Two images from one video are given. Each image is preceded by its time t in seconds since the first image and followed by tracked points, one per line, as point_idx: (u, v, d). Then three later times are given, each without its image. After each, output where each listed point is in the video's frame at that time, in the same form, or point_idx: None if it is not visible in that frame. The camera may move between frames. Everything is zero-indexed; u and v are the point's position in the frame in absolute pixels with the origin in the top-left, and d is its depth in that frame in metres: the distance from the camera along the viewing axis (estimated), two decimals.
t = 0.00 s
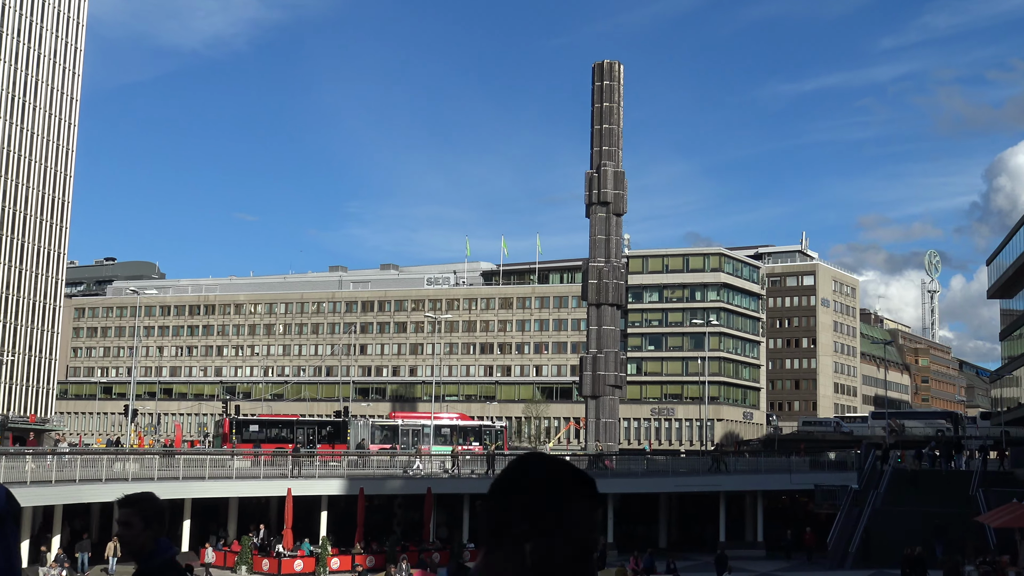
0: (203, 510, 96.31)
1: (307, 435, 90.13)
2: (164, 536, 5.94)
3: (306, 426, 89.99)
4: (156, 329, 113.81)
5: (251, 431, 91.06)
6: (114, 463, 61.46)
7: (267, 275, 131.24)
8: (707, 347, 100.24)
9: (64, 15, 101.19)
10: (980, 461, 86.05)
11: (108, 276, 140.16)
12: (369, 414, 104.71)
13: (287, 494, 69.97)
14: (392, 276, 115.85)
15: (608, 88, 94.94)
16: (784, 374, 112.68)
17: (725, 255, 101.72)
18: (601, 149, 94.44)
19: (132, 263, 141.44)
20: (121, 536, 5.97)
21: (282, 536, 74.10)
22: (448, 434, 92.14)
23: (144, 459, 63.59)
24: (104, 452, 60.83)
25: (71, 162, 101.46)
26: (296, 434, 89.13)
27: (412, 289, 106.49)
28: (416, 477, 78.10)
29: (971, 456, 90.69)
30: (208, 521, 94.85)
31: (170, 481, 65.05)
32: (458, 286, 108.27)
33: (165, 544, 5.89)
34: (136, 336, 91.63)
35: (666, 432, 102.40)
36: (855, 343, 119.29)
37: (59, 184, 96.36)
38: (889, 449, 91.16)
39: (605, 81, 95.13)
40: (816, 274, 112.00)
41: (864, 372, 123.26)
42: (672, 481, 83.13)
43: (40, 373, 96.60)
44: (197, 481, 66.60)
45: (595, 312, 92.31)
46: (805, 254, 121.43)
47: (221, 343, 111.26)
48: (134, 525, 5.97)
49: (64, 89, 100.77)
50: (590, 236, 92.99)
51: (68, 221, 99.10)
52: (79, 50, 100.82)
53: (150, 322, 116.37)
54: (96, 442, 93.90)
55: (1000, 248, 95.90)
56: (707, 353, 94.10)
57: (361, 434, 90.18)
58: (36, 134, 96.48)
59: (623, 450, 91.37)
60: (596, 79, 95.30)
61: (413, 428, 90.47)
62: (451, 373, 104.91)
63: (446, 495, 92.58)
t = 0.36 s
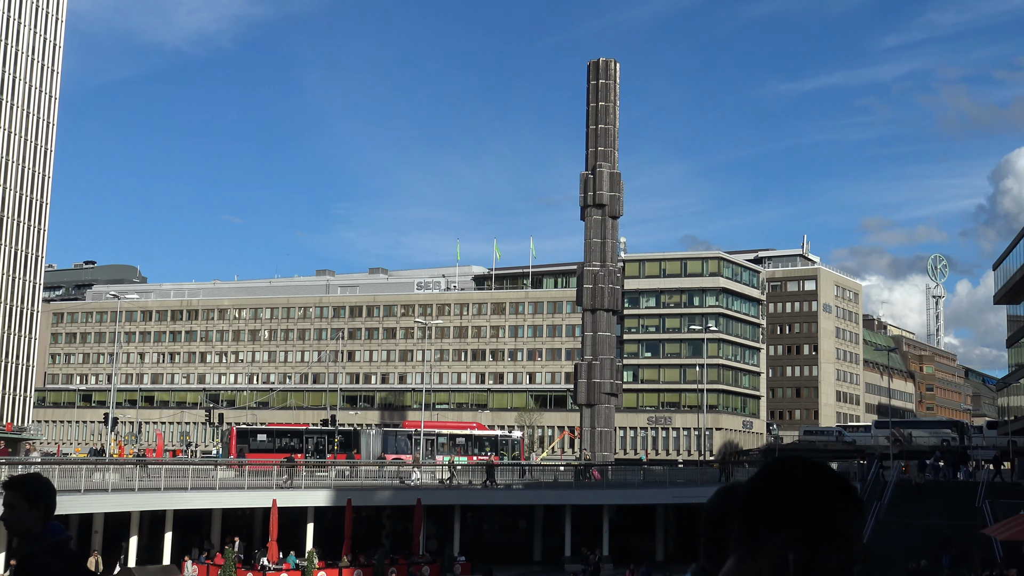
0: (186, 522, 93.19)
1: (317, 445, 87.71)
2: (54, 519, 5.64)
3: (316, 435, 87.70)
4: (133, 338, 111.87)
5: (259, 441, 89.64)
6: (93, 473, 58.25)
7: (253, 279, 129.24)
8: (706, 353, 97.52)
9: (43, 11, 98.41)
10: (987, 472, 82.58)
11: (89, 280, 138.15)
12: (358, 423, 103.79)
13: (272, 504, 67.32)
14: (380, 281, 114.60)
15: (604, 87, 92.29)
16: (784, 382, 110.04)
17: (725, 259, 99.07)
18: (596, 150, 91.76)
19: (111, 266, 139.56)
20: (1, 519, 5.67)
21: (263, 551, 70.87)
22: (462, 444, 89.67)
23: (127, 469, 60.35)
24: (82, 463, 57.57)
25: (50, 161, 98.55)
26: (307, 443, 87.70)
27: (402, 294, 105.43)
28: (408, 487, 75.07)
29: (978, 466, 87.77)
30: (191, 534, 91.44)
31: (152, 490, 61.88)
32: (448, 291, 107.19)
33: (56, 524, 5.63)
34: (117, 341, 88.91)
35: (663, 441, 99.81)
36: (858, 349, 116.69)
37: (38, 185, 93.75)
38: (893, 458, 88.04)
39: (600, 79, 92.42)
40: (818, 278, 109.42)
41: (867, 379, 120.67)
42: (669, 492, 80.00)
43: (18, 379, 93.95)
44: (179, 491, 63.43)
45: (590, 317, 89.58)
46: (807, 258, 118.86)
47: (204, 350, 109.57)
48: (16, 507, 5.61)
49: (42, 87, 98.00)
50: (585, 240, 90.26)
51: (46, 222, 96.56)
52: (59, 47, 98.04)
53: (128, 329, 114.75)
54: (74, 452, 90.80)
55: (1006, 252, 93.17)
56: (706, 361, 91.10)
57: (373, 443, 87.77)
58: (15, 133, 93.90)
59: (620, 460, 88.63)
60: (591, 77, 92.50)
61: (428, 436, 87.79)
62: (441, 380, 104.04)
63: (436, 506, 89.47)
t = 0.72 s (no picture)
0: (169, 535, 90.02)
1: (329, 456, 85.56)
2: None
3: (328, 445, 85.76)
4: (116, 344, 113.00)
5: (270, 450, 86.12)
6: (75, 484, 54.95)
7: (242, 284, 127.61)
8: (707, 361, 94.73)
9: (25, 8, 96.04)
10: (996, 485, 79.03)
11: (69, 285, 137.27)
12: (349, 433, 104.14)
13: (258, 517, 64.20)
14: (371, 287, 114.14)
15: (602, 87, 89.70)
16: (788, 392, 107.35)
17: (726, 264, 96.42)
18: (593, 152, 89.18)
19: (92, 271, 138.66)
20: None
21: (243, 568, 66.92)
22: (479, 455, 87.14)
23: (112, 480, 57.29)
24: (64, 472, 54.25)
25: (32, 162, 96.02)
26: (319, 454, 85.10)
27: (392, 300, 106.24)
28: (398, 498, 71.63)
29: (987, 479, 84.72)
30: (174, 548, 88.18)
31: (135, 502, 58.97)
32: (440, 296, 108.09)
33: None
34: (99, 348, 86.31)
35: (663, 452, 96.79)
36: (863, 357, 114.15)
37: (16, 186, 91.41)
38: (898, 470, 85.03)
39: (598, 79, 89.79)
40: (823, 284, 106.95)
41: (874, 389, 118.03)
42: (668, 504, 76.42)
43: None
44: (163, 503, 60.54)
45: (587, 324, 86.92)
46: (811, 263, 116.28)
47: (189, 356, 110.99)
48: None
49: (25, 86, 95.51)
50: (582, 244, 87.56)
51: (25, 224, 94.24)
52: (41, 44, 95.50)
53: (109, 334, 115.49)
54: (54, 461, 88.03)
55: (1017, 256, 90.15)
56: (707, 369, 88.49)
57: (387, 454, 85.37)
58: None
59: (618, 472, 85.86)
60: (588, 77, 89.89)
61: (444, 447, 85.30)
62: (432, 389, 104.19)
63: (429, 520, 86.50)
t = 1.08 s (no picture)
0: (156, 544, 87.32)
1: (348, 464, 82.31)
2: None
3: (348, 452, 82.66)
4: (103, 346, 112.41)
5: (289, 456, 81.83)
6: (59, 490, 52.68)
7: (236, 285, 125.43)
8: (712, 366, 92.12)
9: (11, 2, 93.79)
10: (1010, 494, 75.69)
11: (54, 285, 136.03)
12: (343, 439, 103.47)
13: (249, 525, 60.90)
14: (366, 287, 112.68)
15: (605, 82, 86.86)
16: (795, 397, 105.02)
17: (732, 265, 93.75)
18: (595, 150, 86.53)
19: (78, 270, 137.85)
20: None
21: None
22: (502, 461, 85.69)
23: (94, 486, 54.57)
24: (46, 479, 52.19)
25: (16, 160, 93.44)
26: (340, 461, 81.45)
27: (387, 302, 104.98)
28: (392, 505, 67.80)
29: (1001, 487, 81.63)
30: (162, 557, 85.35)
31: (123, 508, 56.49)
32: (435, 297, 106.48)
33: None
34: (85, 351, 83.77)
35: (668, 459, 94.18)
36: (874, 362, 111.51)
37: None
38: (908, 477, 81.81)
39: (601, 74, 86.98)
40: (831, 286, 104.46)
41: (884, 394, 115.42)
42: (670, 512, 71.41)
43: None
44: (151, 510, 57.64)
45: (589, 327, 84.41)
46: (819, 265, 113.74)
47: (177, 359, 110.00)
48: None
49: (10, 83, 93.35)
50: (584, 244, 84.92)
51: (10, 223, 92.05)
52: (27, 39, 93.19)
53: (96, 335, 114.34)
54: (39, 468, 85.36)
55: None
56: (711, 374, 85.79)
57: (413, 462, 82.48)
58: None
59: (621, 480, 83.37)
60: (591, 72, 87.13)
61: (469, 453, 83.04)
62: (427, 394, 102.28)
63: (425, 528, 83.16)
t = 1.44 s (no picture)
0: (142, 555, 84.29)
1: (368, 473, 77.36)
2: None
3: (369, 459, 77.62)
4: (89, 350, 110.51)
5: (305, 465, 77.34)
6: (34, 501, 49.57)
7: (230, 288, 123.10)
8: (717, 372, 89.56)
9: None
10: None
11: (39, 286, 134.39)
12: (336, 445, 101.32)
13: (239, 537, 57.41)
14: (361, 291, 110.57)
15: (608, 79, 84.19)
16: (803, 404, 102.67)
17: (738, 267, 91.19)
18: (597, 149, 83.92)
19: (62, 272, 136.06)
20: None
21: None
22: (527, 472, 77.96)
23: (81, 493, 51.80)
24: (29, 486, 49.66)
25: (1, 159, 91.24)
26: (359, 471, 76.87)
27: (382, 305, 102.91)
28: (386, 515, 63.78)
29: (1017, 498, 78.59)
30: (148, 569, 82.33)
31: (109, 519, 53.66)
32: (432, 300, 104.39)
33: None
34: (69, 356, 81.04)
35: (672, 468, 91.60)
36: (884, 368, 109.10)
37: None
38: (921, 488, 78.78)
39: (603, 70, 84.29)
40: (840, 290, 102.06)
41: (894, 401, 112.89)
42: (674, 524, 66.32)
43: None
44: (138, 520, 54.61)
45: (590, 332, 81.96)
46: (828, 268, 111.28)
47: (166, 363, 108.00)
48: None
49: None
50: (586, 246, 82.42)
51: None
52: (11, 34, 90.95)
53: (81, 339, 112.25)
54: (22, 476, 82.52)
55: None
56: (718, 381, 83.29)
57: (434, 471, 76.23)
58: None
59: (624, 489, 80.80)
60: (593, 68, 84.23)
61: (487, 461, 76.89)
62: (423, 399, 99.85)
63: (420, 539, 79.90)
